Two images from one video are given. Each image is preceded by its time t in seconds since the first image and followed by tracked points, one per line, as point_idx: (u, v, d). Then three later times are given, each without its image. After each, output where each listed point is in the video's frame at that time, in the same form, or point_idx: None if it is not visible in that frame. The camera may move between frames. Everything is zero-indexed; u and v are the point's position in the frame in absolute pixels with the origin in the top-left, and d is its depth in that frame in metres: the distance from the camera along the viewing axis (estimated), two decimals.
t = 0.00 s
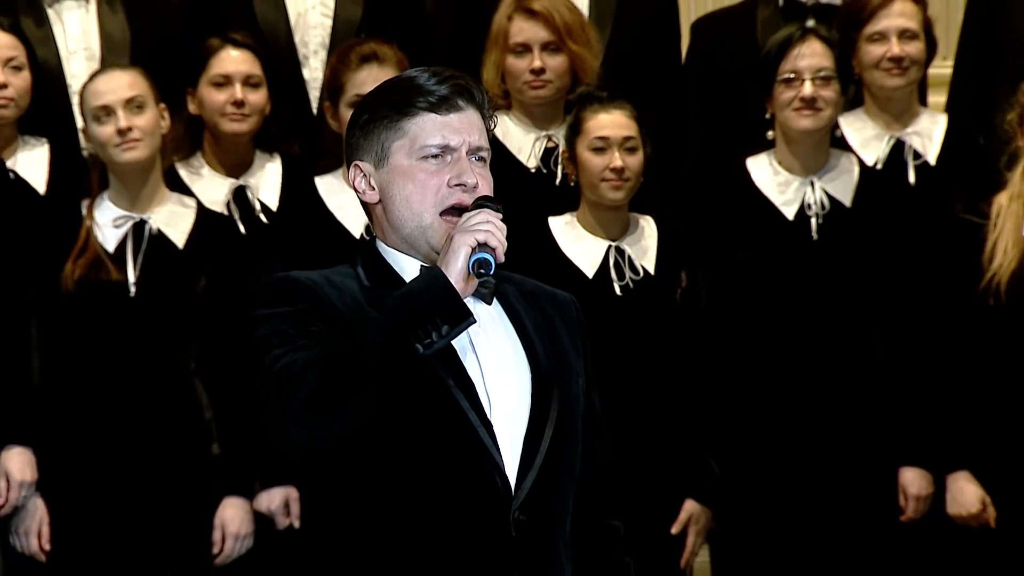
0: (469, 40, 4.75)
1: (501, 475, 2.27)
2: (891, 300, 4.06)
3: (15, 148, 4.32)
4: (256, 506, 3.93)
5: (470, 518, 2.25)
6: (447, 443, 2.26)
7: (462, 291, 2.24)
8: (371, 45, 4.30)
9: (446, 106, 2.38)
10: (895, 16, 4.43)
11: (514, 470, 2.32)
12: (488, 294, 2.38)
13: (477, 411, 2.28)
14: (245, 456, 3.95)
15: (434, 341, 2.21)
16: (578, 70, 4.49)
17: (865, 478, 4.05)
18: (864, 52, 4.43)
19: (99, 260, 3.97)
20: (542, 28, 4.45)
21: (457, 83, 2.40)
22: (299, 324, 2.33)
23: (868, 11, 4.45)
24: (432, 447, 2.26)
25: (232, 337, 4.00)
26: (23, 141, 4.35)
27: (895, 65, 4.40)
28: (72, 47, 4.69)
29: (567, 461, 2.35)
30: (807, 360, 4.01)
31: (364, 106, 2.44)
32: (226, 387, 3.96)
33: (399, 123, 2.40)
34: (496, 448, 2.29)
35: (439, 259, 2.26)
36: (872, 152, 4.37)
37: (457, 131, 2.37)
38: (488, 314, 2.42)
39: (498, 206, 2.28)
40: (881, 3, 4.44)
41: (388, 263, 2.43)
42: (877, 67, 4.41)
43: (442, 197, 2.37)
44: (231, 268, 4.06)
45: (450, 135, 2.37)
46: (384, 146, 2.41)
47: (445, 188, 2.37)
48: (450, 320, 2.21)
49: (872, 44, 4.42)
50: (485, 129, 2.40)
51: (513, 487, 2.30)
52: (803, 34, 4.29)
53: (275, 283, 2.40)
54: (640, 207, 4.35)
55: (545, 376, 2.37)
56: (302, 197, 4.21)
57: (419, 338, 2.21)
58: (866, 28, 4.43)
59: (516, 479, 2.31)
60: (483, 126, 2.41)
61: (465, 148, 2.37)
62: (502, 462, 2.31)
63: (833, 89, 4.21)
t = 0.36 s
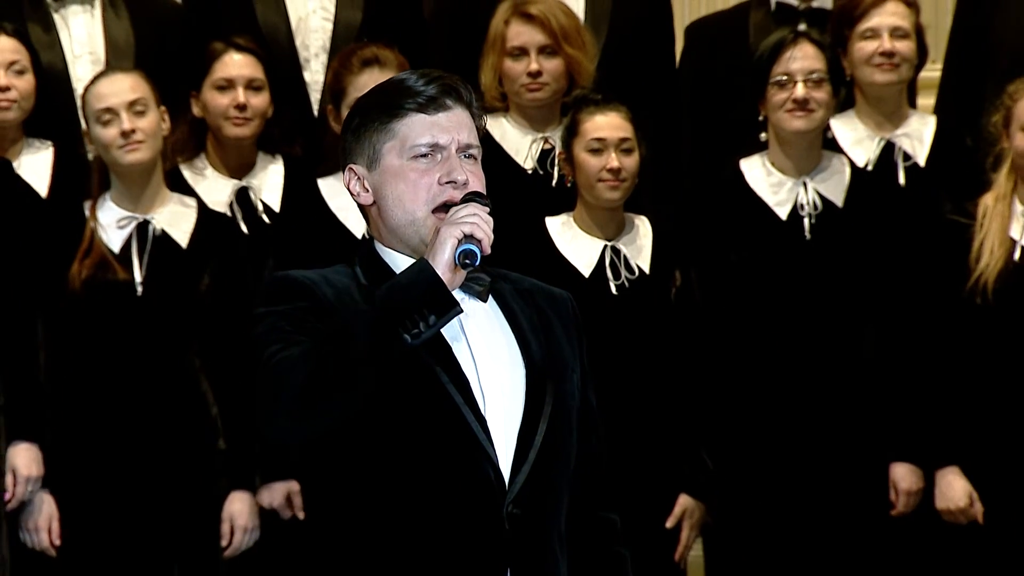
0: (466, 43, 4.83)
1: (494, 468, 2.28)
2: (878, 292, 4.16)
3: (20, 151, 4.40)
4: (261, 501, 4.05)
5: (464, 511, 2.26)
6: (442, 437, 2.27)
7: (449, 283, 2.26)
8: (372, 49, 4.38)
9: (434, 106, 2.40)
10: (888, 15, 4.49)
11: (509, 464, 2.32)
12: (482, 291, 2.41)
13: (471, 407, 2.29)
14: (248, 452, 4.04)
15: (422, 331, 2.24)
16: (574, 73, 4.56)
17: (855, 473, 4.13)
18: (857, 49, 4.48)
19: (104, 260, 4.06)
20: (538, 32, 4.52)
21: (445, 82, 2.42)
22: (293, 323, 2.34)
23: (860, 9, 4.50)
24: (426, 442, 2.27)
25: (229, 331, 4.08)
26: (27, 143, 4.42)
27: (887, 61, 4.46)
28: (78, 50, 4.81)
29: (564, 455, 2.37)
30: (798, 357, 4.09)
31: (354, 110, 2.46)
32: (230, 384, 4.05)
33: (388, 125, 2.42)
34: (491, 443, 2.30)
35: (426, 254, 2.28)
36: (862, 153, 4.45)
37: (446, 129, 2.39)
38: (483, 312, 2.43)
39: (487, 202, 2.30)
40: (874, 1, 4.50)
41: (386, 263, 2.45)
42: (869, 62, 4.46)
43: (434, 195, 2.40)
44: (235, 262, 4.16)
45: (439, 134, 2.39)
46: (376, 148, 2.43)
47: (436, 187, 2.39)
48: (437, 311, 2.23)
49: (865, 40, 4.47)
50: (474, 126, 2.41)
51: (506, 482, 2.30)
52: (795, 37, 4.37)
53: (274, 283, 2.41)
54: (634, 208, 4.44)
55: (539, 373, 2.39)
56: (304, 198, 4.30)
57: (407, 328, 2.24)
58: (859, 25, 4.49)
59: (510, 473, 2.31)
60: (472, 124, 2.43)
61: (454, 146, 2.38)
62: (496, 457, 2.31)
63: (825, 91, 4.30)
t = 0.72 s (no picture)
0: (463, 45, 4.92)
1: (480, 465, 2.26)
2: (869, 292, 4.24)
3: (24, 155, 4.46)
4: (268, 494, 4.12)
5: (459, 508, 2.23)
6: (426, 433, 2.25)
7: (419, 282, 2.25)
8: (375, 53, 4.46)
9: (416, 109, 2.39)
10: (884, 18, 4.56)
11: (494, 462, 2.31)
12: (475, 290, 2.38)
13: (457, 403, 2.27)
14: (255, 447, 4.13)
15: (390, 328, 2.22)
16: (571, 76, 4.64)
17: (848, 468, 4.20)
18: (852, 48, 4.55)
19: (113, 261, 4.13)
20: (536, 36, 4.60)
21: (427, 84, 2.40)
22: (279, 320, 2.35)
23: (857, 11, 4.57)
24: (411, 438, 2.24)
25: (234, 329, 4.19)
26: (30, 145, 4.48)
27: (881, 61, 4.52)
28: (83, 54, 4.86)
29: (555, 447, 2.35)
30: (790, 354, 4.18)
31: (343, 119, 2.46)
32: (237, 380, 4.16)
33: (372, 130, 2.41)
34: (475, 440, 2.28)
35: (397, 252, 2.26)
36: (853, 155, 4.52)
37: (427, 131, 2.37)
38: (477, 310, 2.42)
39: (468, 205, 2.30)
40: (871, 4, 4.57)
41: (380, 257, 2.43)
42: (863, 61, 4.53)
43: (419, 197, 2.37)
44: (241, 260, 4.25)
45: (420, 136, 2.37)
46: (362, 154, 2.42)
47: (421, 189, 2.37)
48: (406, 307, 2.22)
49: (860, 40, 4.54)
50: (457, 126, 2.39)
51: (491, 478, 2.28)
52: (786, 41, 4.46)
53: (269, 280, 2.40)
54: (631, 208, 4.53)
55: (528, 369, 2.36)
56: (308, 201, 4.38)
57: (375, 326, 2.22)
58: (855, 26, 4.56)
59: (495, 470, 2.29)
60: (457, 124, 2.40)
61: (437, 147, 2.37)
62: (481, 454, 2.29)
63: (815, 93, 4.38)
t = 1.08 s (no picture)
0: (463, 48, 5.00)
1: (462, 468, 2.33)
2: (862, 292, 4.31)
3: (32, 155, 4.54)
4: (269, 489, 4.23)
5: (452, 507, 2.32)
6: (412, 436, 2.32)
7: (371, 293, 2.27)
8: (377, 57, 4.54)
9: (380, 113, 2.48)
10: (885, 22, 4.65)
11: (477, 464, 2.38)
12: (469, 292, 2.48)
13: (439, 407, 2.34)
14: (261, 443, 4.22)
15: (342, 342, 2.26)
16: (569, 79, 4.71)
17: (841, 463, 4.28)
18: (850, 49, 4.64)
19: (120, 260, 4.20)
20: (533, 40, 4.68)
21: (394, 89, 2.49)
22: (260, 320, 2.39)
23: (858, 13, 4.66)
24: (397, 439, 2.32)
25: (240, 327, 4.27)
26: (38, 147, 4.57)
27: (878, 65, 4.61)
28: (90, 57, 4.94)
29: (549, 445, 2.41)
30: (784, 352, 4.25)
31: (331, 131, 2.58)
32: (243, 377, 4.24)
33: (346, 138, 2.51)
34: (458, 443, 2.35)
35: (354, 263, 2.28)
36: (847, 156, 4.59)
37: (388, 135, 2.46)
38: (470, 311, 2.51)
39: (437, 217, 2.34)
40: (872, 7, 4.66)
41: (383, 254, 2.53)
42: (862, 64, 4.62)
43: (384, 200, 2.44)
44: (246, 258, 4.34)
45: (382, 140, 2.46)
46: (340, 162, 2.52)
47: (384, 191, 2.44)
48: (358, 321, 2.26)
49: (859, 42, 4.63)
50: (421, 127, 2.47)
51: (473, 480, 2.35)
52: (779, 43, 4.53)
53: (267, 281, 2.47)
54: (627, 208, 4.61)
55: (512, 370, 2.42)
56: (309, 198, 4.43)
57: (329, 340, 2.26)
58: (855, 27, 4.64)
59: (476, 472, 2.36)
60: (422, 125, 2.48)
61: (399, 149, 2.45)
62: (463, 456, 2.37)
63: (808, 95, 4.45)
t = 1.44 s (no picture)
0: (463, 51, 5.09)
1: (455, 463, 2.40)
2: (853, 286, 4.43)
3: (40, 158, 4.64)
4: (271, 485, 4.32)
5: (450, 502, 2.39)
6: (406, 432, 2.41)
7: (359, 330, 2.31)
8: (377, 62, 4.62)
9: (397, 119, 2.52)
10: (881, 33, 4.72)
11: (469, 457, 2.46)
12: (468, 292, 2.56)
13: (431, 404, 2.42)
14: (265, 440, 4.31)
15: (335, 386, 2.34)
16: (564, 83, 4.79)
17: (832, 458, 4.38)
18: (846, 60, 4.72)
19: (126, 258, 4.29)
20: (530, 44, 4.76)
21: (413, 95, 2.53)
22: (265, 328, 2.49)
23: (855, 23, 4.73)
24: (390, 434, 2.41)
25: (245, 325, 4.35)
26: (47, 151, 4.67)
27: (872, 77, 4.70)
28: (97, 60, 5.02)
29: (545, 437, 2.48)
30: (777, 348, 4.34)
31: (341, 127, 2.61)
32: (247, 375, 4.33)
33: (359, 140, 2.55)
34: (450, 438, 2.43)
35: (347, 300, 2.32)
36: (840, 155, 4.69)
37: (405, 142, 2.51)
38: (468, 310, 2.59)
39: (417, 241, 2.36)
40: (868, 17, 4.73)
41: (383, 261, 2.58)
42: (855, 75, 4.70)
43: (394, 205, 2.50)
44: (250, 257, 4.42)
45: (399, 146, 2.50)
46: (351, 162, 2.56)
47: (396, 198, 2.50)
48: (350, 366, 2.34)
49: (854, 53, 4.71)
50: (438, 135, 2.52)
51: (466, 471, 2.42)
52: (770, 49, 4.62)
53: (266, 282, 2.54)
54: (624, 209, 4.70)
55: (505, 365, 2.49)
56: (311, 198, 4.50)
57: (321, 385, 2.34)
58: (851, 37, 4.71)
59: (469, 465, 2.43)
60: (438, 133, 2.53)
61: (414, 157, 2.50)
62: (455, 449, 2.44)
63: (799, 97, 4.53)
